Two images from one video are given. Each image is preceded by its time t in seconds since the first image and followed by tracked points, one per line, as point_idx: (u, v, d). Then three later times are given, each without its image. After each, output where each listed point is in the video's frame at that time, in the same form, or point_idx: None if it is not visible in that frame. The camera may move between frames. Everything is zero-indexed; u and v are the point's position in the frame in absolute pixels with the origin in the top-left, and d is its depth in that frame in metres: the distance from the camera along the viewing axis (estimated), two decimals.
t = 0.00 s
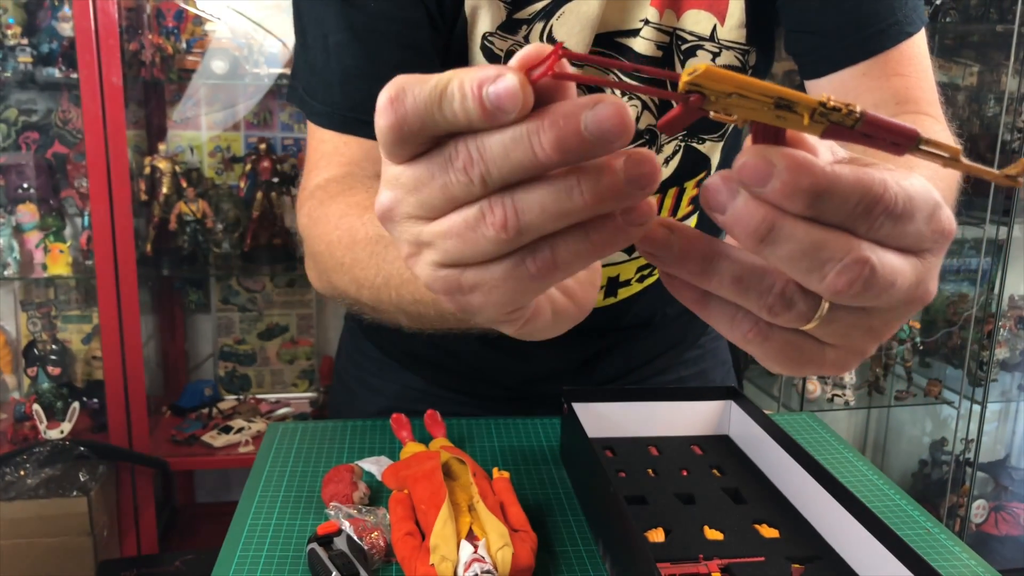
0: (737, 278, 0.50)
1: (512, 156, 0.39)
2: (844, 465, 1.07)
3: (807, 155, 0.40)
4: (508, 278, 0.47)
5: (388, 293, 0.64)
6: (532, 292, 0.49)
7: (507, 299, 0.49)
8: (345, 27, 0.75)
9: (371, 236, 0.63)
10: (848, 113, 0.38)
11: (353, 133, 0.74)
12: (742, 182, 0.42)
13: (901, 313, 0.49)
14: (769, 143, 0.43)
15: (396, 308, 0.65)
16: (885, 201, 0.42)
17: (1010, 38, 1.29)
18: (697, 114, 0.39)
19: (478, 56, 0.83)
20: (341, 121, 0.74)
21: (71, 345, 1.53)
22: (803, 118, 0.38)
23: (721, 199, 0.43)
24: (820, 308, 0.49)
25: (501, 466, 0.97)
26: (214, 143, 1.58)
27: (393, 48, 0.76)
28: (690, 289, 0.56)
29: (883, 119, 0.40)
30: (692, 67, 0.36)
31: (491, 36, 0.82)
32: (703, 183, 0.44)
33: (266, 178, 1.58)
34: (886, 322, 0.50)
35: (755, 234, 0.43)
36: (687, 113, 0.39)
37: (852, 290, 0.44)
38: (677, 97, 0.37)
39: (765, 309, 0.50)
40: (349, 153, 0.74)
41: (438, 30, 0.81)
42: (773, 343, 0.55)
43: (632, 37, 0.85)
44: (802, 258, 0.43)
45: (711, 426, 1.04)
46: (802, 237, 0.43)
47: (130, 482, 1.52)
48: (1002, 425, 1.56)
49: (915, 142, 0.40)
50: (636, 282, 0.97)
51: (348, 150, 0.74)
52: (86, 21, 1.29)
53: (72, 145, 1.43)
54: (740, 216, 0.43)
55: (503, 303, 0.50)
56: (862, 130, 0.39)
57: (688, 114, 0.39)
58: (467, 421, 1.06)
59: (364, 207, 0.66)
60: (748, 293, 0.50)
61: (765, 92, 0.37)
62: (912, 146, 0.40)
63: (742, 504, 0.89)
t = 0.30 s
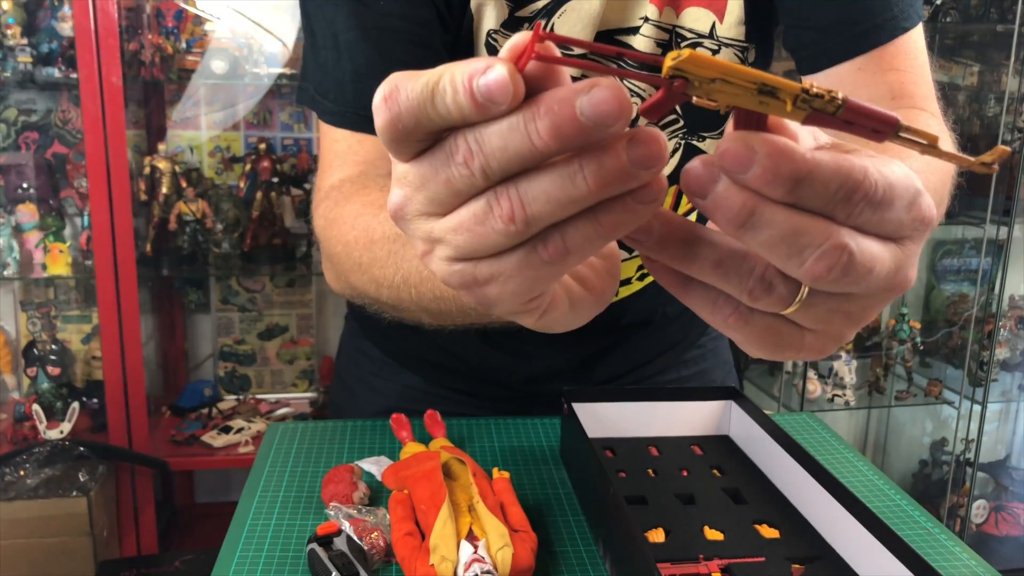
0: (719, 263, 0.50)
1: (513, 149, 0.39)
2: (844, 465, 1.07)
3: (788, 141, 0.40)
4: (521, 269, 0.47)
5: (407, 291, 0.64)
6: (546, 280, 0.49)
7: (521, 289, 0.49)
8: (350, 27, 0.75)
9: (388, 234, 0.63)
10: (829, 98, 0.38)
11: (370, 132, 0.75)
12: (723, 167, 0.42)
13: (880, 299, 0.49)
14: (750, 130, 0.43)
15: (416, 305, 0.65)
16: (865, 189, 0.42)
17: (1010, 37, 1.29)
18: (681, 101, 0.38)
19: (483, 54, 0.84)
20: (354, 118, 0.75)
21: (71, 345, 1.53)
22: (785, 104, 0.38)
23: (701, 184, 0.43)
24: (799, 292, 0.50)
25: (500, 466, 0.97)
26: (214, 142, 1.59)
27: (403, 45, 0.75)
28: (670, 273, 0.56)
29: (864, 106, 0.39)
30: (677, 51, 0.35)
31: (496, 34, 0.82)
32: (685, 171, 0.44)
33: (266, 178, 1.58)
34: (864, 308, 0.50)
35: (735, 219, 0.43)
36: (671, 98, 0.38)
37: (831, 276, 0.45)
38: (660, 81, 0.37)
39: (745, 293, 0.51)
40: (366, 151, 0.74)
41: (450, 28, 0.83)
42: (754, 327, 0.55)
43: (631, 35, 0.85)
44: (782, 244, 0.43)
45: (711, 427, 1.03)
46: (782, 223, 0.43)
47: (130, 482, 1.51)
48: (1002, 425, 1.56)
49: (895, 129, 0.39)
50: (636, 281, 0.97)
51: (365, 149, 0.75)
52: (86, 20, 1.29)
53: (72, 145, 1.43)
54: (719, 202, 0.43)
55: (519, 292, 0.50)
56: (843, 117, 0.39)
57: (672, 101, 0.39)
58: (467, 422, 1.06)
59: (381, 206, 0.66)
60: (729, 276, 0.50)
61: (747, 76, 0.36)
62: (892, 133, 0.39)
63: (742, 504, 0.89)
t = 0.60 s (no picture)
0: (749, 264, 0.47)
1: (507, 206, 0.40)
2: (844, 465, 1.07)
3: (821, 139, 0.40)
4: (519, 313, 0.48)
5: (396, 294, 0.63)
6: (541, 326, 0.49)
7: (517, 333, 0.50)
8: (348, 26, 0.75)
9: (379, 239, 0.62)
10: (861, 93, 0.37)
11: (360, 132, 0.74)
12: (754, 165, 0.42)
13: (900, 301, 0.49)
14: (780, 127, 0.43)
15: (404, 309, 0.64)
16: (896, 188, 0.41)
17: (1010, 37, 1.29)
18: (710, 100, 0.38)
19: (479, 54, 0.84)
20: (346, 121, 0.74)
21: (71, 345, 1.53)
22: (815, 100, 0.37)
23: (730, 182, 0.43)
24: (831, 299, 0.48)
25: (500, 466, 0.97)
26: (214, 142, 1.59)
27: (398, 45, 0.76)
28: (696, 274, 0.53)
29: (898, 101, 0.38)
30: (705, 47, 0.35)
31: (493, 34, 0.83)
32: (712, 169, 0.44)
33: (266, 178, 1.58)
34: (887, 310, 0.49)
35: (764, 218, 0.42)
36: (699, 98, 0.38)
37: (860, 277, 0.44)
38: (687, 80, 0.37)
39: (777, 299, 0.48)
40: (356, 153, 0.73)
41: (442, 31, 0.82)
42: (778, 337, 0.52)
43: (630, 35, 0.84)
44: (812, 243, 0.43)
45: (711, 426, 1.03)
46: (812, 222, 0.42)
47: (130, 482, 1.51)
48: (1002, 425, 1.56)
49: (930, 125, 0.39)
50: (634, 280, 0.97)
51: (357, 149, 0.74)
52: (86, 20, 1.29)
53: (72, 145, 1.43)
54: (749, 200, 0.43)
55: (517, 335, 0.50)
56: (876, 113, 0.38)
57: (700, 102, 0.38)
58: (467, 421, 1.06)
59: (374, 208, 0.65)
60: (759, 281, 0.48)
61: (775, 72, 0.36)
62: (926, 128, 0.39)
63: (742, 504, 0.89)
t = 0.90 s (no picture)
0: (742, 240, 0.47)
1: (608, 191, 0.40)
2: (844, 465, 1.07)
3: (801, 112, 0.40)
4: (579, 312, 0.48)
5: (403, 280, 0.62)
6: (611, 329, 0.50)
7: (581, 335, 0.50)
8: (349, 23, 0.75)
9: (386, 226, 0.62)
10: (834, 63, 0.36)
11: (363, 127, 0.74)
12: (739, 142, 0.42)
13: (894, 272, 0.48)
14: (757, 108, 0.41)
15: (414, 295, 0.63)
16: (879, 156, 0.41)
17: (1010, 37, 1.29)
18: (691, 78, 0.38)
19: (478, 50, 0.84)
20: (346, 115, 0.75)
21: (71, 345, 1.54)
22: (790, 74, 0.36)
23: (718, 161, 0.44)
24: (825, 275, 0.47)
25: (500, 466, 0.97)
26: (214, 142, 1.58)
27: (399, 41, 0.76)
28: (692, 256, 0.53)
29: (871, 69, 0.37)
30: (678, 28, 0.35)
31: (491, 31, 0.83)
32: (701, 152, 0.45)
33: (266, 178, 1.58)
34: (883, 282, 0.49)
35: (755, 194, 0.43)
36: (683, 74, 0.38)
37: (852, 248, 0.44)
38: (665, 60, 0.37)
39: (772, 275, 0.48)
40: (359, 147, 0.74)
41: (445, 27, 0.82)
42: (776, 316, 0.52)
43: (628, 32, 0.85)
44: (802, 217, 0.43)
45: (711, 426, 1.03)
46: (802, 195, 0.42)
47: (130, 482, 1.51)
48: (1002, 425, 1.56)
49: (905, 92, 0.37)
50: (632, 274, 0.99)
51: (358, 145, 0.74)
52: (86, 20, 1.29)
53: (72, 145, 1.43)
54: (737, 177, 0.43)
55: (573, 335, 0.50)
56: (851, 83, 0.37)
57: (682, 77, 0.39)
58: (467, 421, 1.06)
59: (380, 198, 0.64)
60: (751, 258, 0.48)
61: (747, 47, 0.35)
62: (903, 95, 0.37)
63: (742, 504, 0.89)
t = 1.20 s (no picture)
0: (755, 240, 0.46)
1: (598, 195, 0.41)
2: (844, 465, 1.07)
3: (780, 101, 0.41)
4: (547, 303, 0.48)
5: (407, 270, 0.61)
6: (565, 326, 0.49)
7: (542, 322, 0.49)
8: (350, 22, 0.75)
9: (396, 215, 0.62)
10: (796, 45, 0.36)
11: (361, 124, 0.74)
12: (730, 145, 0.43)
13: (911, 226, 0.47)
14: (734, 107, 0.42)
15: (417, 288, 0.63)
16: (864, 121, 0.42)
17: (1009, 37, 1.28)
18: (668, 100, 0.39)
19: (479, 48, 0.84)
20: (347, 112, 0.74)
21: (71, 345, 1.54)
22: (760, 66, 0.37)
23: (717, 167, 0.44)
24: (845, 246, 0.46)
25: (501, 466, 0.97)
26: (214, 142, 1.58)
27: (400, 40, 0.76)
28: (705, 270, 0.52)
29: (831, 39, 0.37)
30: (642, 58, 0.36)
31: (492, 30, 0.83)
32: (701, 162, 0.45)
33: (266, 178, 1.58)
34: (904, 238, 0.48)
35: (759, 188, 0.43)
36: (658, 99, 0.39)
37: (866, 214, 0.43)
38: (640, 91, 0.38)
39: (796, 261, 0.47)
40: (360, 144, 0.74)
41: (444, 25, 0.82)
42: (811, 302, 0.50)
43: (630, 31, 0.85)
44: (811, 197, 0.43)
45: (711, 426, 1.03)
46: (804, 177, 0.42)
47: (130, 482, 1.51)
48: (1002, 425, 1.56)
49: (870, 51, 0.37)
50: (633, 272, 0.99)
51: (358, 141, 0.74)
52: (85, 20, 1.29)
53: (72, 145, 1.43)
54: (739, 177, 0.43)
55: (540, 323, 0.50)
56: (817, 59, 0.37)
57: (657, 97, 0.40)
58: (467, 421, 1.07)
59: (390, 191, 0.65)
60: (773, 253, 0.47)
61: (711, 56, 0.36)
62: (868, 55, 0.37)
63: (743, 504, 0.89)
